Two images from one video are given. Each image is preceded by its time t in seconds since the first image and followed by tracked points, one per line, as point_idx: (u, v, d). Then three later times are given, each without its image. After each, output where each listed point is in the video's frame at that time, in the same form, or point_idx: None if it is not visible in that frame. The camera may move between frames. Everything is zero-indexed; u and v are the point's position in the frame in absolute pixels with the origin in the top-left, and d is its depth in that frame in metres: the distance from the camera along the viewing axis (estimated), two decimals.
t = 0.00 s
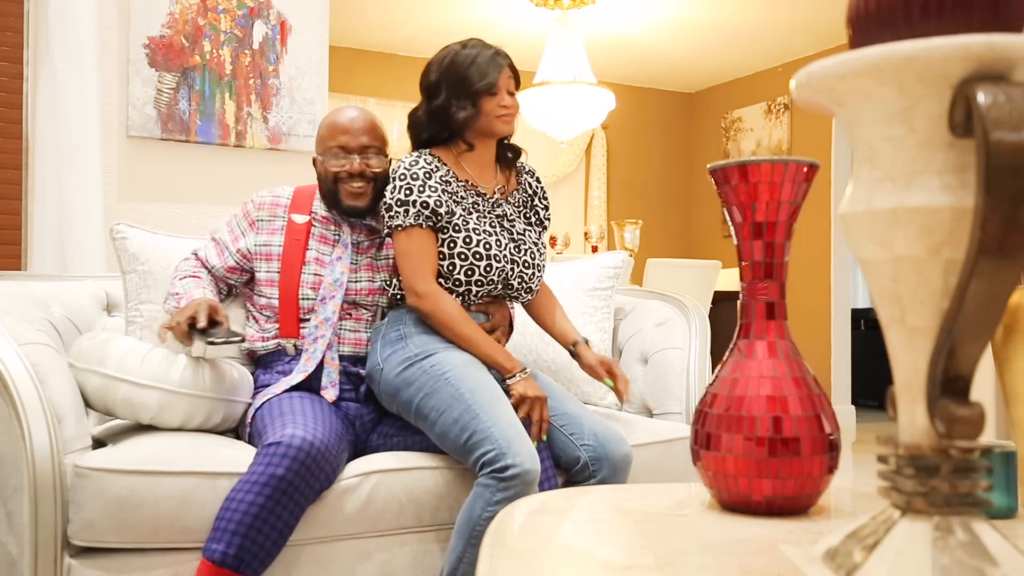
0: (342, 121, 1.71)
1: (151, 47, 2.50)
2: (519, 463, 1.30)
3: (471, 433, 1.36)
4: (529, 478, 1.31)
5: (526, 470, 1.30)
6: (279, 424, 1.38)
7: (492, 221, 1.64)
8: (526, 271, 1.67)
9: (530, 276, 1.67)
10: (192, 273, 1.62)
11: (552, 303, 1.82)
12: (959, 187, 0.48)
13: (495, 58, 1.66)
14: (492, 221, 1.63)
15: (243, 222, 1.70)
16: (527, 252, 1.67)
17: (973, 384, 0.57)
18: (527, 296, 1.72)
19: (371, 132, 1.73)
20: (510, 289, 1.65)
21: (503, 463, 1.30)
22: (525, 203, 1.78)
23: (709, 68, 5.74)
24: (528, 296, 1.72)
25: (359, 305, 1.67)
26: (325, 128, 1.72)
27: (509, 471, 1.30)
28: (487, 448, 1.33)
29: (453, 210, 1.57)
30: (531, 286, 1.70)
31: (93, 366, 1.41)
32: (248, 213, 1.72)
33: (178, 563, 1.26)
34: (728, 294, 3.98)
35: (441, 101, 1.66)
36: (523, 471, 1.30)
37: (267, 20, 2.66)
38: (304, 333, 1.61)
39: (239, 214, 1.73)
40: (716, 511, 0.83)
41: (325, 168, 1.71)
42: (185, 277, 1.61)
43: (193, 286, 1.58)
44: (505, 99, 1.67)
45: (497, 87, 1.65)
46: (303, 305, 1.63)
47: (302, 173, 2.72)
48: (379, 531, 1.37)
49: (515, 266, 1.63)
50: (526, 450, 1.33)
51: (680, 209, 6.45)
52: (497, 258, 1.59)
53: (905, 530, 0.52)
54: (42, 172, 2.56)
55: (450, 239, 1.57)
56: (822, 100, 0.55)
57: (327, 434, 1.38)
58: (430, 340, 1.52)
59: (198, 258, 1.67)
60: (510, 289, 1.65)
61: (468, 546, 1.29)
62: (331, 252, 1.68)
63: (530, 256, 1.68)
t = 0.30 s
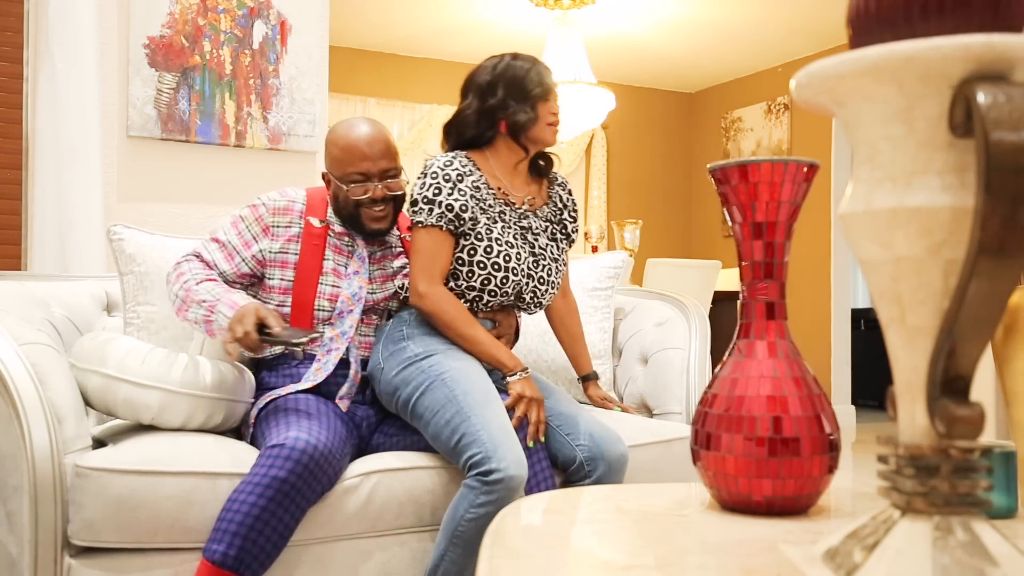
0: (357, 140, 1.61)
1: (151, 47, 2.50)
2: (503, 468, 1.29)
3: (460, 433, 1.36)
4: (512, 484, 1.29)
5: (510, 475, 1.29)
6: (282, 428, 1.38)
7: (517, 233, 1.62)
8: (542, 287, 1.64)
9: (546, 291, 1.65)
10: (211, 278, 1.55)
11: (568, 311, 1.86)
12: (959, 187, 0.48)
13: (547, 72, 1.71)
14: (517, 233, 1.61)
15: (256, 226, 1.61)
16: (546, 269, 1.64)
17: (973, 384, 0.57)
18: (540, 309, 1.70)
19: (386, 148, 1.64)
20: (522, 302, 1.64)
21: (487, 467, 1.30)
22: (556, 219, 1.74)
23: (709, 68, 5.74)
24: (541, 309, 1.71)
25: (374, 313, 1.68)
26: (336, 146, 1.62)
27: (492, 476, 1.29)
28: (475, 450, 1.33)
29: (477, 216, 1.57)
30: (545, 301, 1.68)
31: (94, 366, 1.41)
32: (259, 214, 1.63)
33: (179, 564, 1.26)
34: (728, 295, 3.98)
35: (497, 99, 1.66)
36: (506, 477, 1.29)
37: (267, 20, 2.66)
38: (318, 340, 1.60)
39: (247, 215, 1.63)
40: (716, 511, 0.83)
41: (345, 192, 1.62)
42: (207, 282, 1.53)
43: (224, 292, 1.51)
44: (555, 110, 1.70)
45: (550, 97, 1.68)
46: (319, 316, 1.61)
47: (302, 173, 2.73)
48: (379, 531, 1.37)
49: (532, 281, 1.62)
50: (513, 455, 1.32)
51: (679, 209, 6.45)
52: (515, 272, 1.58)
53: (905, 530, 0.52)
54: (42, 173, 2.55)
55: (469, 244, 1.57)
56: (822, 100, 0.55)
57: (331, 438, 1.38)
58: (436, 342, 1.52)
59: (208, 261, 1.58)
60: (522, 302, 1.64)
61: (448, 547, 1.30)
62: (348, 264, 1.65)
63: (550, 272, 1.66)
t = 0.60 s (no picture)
0: (378, 145, 1.57)
1: (151, 47, 2.50)
2: (498, 467, 1.29)
3: (460, 432, 1.37)
4: (507, 483, 1.29)
5: (503, 474, 1.29)
6: (281, 429, 1.38)
7: (554, 245, 1.61)
8: (563, 299, 1.66)
9: (564, 304, 1.67)
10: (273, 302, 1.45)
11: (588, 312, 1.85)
12: (959, 187, 0.48)
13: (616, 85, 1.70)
14: (554, 245, 1.61)
15: (287, 237, 1.54)
16: (573, 283, 1.64)
17: (974, 384, 0.57)
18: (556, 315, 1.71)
19: (405, 152, 1.60)
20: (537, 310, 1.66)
21: (482, 467, 1.29)
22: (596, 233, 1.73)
23: (709, 68, 5.74)
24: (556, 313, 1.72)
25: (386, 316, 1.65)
26: (356, 150, 1.59)
27: (487, 475, 1.29)
28: (472, 448, 1.33)
29: (515, 220, 1.57)
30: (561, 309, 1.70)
31: (93, 366, 1.42)
32: (280, 224, 1.54)
33: (179, 564, 1.26)
34: (728, 295, 3.98)
35: (562, 106, 1.64)
36: (502, 475, 1.29)
37: (267, 20, 2.66)
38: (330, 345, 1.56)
39: (271, 227, 1.53)
40: (716, 511, 0.83)
41: (366, 198, 1.59)
42: (275, 307, 1.43)
43: (305, 311, 1.42)
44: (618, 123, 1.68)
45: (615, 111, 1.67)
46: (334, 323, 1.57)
47: (302, 173, 2.73)
48: (379, 531, 1.37)
49: (554, 294, 1.63)
50: (509, 454, 1.31)
51: (679, 209, 6.45)
52: (540, 284, 1.59)
53: (905, 530, 0.52)
54: (42, 173, 2.52)
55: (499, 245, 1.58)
56: (823, 100, 0.55)
57: (328, 439, 1.38)
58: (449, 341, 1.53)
59: (254, 286, 1.47)
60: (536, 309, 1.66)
61: (445, 546, 1.30)
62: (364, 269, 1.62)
63: (575, 286, 1.66)
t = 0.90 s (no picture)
0: (396, 139, 1.53)
1: (151, 47, 2.50)
2: (499, 442, 1.32)
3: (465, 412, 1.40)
4: (508, 457, 1.31)
5: (504, 449, 1.31)
6: (283, 429, 1.38)
7: (581, 232, 1.63)
8: (593, 288, 1.67)
9: (594, 294, 1.68)
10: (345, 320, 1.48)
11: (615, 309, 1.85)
12: (959, 187, 0.48)
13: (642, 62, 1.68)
14: (580, 232, 1.63)
15: (324, 249, 1.49)
16: (602, 271, 1.66)
17: (973, 384, 0.57)
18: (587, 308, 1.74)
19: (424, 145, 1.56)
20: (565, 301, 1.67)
21: (483, 443, 1.32)
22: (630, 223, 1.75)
23: (709, 68, 5.74)
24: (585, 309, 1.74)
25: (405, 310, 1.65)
26: (374, 148, 1.53)
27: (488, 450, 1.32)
28: (476, 426, 1.36)
29: (538, 205, 1.60)
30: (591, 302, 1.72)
31: (92, 367, 1.42)
32: (314, 238, 1.48)
33: (179, 564, 1.26)
34: (728, 295, 3.98)
35: (582, 91, 1.66)
36: (503, 449, 1.31)
37: (267, 20, 2.66)
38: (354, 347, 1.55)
39: (305, 242, 1.47)
40: (716, 511, 0.83)
41: (389, 197, 1.53)
42: (350, 324, 1.47)
43: (376, 322, 1.49)
44: (645, 102, 1.66)
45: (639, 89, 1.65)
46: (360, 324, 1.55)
47: (301, 173, 2.73)
48: (379, 531, 1.37)
49: (581, 283, 1.64)
50: (510, 431, 1.34)
51: (679, 209, 6.45)
52: (564, 270, 1.61)
53: (905, 530, 0.52)
54: (42, 173, 2.52)
55: (523, 232, 1.61)
56: (823, 100, 0.55)
57: (332, 441, 1.37)
58: (470, 331, 1.56)
59: (317, 307, 1.47)
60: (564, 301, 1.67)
61: (450, 524, 1.31)
62: (384, 266, 1.59)
63: (605, 275, 1.67)
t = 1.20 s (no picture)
0: (412, 138, 1.54)
1: (151, 47, 2.50)
2: (493, 403, 1.37)
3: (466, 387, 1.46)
4: (503, 417, 1.35)
5: (498, 409, 1.36)
6: (294, 430, 1.38)
7: (576, 219, 1.64)
8: (595, 275, 1.66)
9: (597, 282, 1.68)
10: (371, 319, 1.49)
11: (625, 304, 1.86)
12: (958, 187, 0.48)
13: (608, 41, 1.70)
14: (575, 219, 1.64)
15: (349, 248, 1.48)
16: (603, 257, 1.66)
17: (973, 384, 0.57)
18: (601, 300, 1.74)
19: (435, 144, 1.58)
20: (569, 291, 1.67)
21: (479, 407, 1.38)
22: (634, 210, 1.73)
23: (709, 68, 5.74)
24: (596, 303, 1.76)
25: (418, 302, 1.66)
26: (389, 147, 1.53)
27: (483, 412, 1.37)
28: (471, 394, 1.41)
29: (526, 195, 1.63)
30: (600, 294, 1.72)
31: (91, 367, 1.42)
32: (338, 236, 1.47)
33: (179, 565, 1.26)
34: (728, 296, 3.97)
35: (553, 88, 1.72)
36: (497, 409, 1.36)
37: (267, 20, 2.66)
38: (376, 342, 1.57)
39: (331, 241, 1.46)
40: (716, 511, 0.83)
41: (407, 195, 1.54)
42: (375, 322, 1.48)
43: (395, 320, 1.51)
44: (616, 82, 1.68)
45: (606, 69, 1.67)
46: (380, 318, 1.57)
47: (301, 173, 2.73)
48: (379, 531, 1.37)
49: (579, 270, 1.64)
50: (505, 396, 1.39)
51: (680, 209, 6.45)
52: (557, 257, 1.62)
53: (905, 530, 0.52)
54: (42, 173, 2.52)
55: (516, 223, 1.64)
56: (823, 99, 0.55)
57: (341, 445, 1.36)
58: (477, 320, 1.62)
59: (346, 305, 1.47)
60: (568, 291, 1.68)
61: (454, 491, 1.33)
62: (399, 259, 1.60)
63: (608, 261, 1.66)
